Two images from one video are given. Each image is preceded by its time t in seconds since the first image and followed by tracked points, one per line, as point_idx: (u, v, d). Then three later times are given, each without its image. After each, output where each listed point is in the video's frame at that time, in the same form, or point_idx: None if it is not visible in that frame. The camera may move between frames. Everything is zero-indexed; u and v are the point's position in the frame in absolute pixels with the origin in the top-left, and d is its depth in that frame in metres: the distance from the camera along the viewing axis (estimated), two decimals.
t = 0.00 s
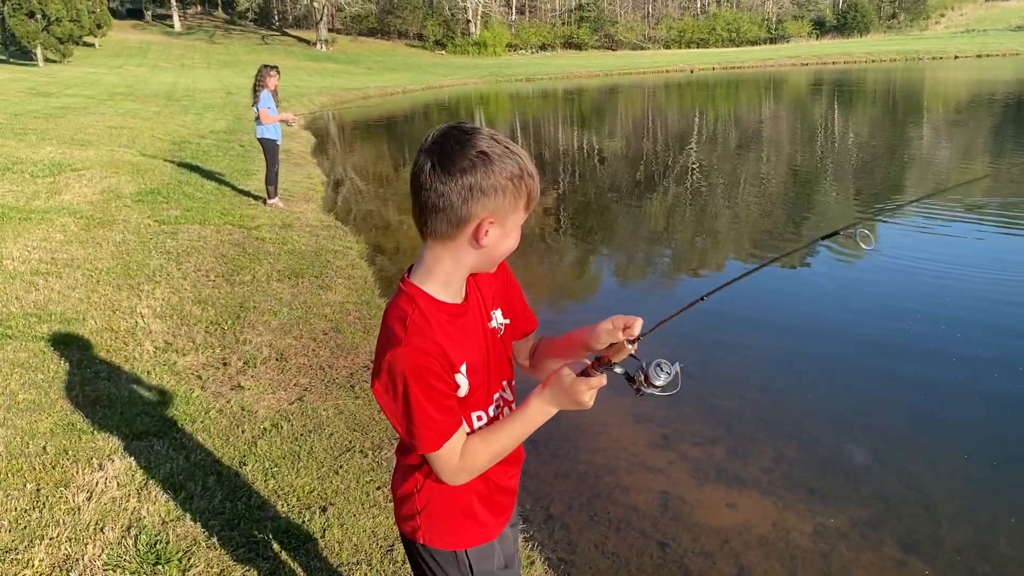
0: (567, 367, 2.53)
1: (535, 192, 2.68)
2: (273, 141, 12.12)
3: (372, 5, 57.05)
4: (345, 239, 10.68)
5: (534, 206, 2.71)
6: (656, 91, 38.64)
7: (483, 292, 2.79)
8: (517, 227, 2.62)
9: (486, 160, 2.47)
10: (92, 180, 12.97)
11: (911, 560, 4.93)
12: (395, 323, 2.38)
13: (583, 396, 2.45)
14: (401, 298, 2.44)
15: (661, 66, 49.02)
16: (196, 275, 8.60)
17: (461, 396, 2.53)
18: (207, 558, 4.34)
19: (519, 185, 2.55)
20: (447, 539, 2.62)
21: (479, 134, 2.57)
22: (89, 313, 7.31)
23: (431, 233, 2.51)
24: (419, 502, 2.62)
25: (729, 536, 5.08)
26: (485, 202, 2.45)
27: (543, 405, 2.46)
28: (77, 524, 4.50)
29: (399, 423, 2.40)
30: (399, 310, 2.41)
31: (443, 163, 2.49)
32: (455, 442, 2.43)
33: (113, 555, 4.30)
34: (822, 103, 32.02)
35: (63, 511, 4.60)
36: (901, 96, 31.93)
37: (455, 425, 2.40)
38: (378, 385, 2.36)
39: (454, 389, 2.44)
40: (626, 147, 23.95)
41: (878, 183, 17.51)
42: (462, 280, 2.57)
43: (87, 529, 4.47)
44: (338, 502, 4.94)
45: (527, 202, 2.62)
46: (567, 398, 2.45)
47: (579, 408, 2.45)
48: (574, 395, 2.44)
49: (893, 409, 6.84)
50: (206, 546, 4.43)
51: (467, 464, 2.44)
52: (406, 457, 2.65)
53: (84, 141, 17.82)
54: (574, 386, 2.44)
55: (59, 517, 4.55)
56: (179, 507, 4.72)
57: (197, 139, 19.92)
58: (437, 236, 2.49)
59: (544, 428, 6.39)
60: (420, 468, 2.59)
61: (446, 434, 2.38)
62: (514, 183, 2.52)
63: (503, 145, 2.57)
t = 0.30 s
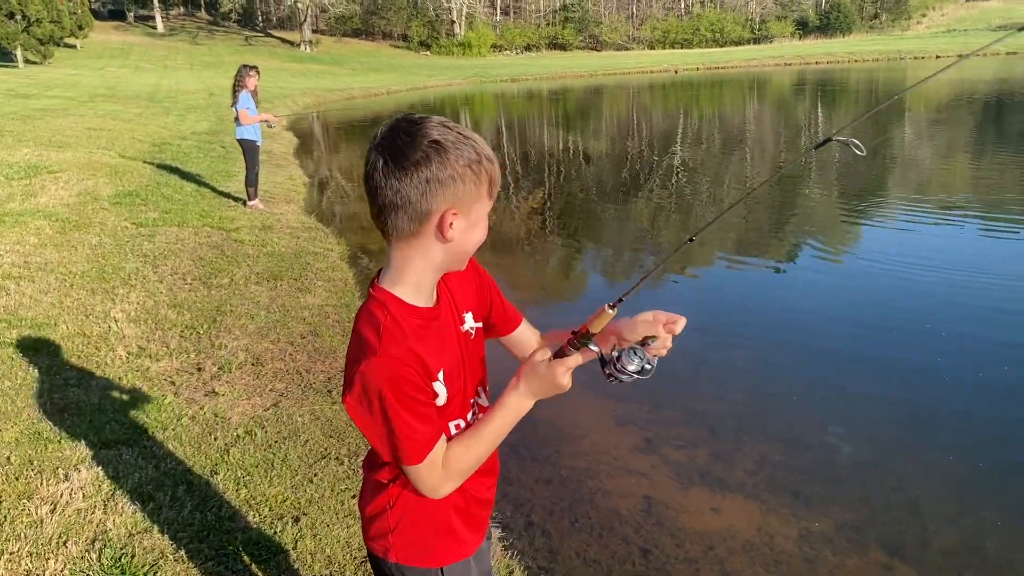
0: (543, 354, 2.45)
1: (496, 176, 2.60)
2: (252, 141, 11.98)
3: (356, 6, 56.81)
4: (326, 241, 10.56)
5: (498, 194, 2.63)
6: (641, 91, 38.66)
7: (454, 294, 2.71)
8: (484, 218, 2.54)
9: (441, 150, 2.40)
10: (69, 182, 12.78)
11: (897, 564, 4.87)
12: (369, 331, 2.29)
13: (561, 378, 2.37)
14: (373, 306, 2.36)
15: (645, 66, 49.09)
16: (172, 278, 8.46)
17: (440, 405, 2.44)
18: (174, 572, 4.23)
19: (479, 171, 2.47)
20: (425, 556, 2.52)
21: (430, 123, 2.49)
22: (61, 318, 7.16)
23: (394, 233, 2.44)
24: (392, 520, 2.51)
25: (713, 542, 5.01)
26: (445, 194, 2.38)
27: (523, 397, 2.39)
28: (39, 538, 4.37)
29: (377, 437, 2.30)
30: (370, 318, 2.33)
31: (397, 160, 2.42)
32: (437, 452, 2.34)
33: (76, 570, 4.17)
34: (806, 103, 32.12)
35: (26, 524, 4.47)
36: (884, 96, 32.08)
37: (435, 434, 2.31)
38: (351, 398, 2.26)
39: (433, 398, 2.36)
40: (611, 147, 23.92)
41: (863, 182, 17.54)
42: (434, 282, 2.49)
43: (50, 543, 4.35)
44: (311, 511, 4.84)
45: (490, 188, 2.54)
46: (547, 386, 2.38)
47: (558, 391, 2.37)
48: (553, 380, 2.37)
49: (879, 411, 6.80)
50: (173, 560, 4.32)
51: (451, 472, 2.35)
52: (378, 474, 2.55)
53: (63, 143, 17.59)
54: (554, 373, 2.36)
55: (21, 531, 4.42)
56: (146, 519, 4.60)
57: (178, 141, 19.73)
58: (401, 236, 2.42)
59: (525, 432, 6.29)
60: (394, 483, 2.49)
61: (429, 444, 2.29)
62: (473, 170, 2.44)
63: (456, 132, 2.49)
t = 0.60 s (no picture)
0: (488, 392, 2.50)
1: (427, 179, 2.56)
2: (214, 144, 11.82)
3: (325, 6, 56.33)
4: (290, 244, 10.42)
5: (431, 198, 2.59)
6: (611, 91, 38.76)
7: (394, 309, 2.70)
8: (416, 225, 2.51)
9: (363, 160, 2.35)
10: (26, 186, 12.51)
11: (859, 567, 4.89)
12: (302, 348, 2.26)
13: (507, 419, 2.43)
14: (307, 322, 2.33)
15: (615, 66, 49.20)
16: (131, 284, 8.30)
17: (376, 425, 2.44)
18: None
19: (407, 177, 2.43)
20: None
21: (350, 130, 2.44)
22: (13, 327, 6.99)
23: (321, 248, 2.40)
24: (332, 542, 2.48)
25: (676, 548, 4.99)
26: (370, 205, 2.35)
27: (465, 431, 2.43)
28: None
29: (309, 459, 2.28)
30: (304, 333, 2.31)
31: (318, 172, 2.37)
32: (371, 476, 2.34)
33: None
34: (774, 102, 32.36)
35: None
36: (851, 96, 32.42)
37: (369, 458, 2.31)
38: (283, 418, 2.23)
39: (368, 420, 2.36)
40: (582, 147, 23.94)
41: (830, 181, 17.68)
42: (368, 297, 2.47)
43: None
44: (266, 524, 4.76)
45: (420, 194, 2.50)
46: (490, 424, 2.42)
47: (504, 432, 2.43)
48: (498, 420, 2.42)
49: (844, 412, 6.84)
50: None
51: (382, 495, 2.36)
52: (317, 495, 2.52)
53: (22, 146, 17.22)
54: (498, 410, 2.41)
55: None
56: (94, 535, 4.49)
57: (141, 142, 19.40)
58: (329, 250, 2.39)
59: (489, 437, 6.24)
60: (332, 507, 2.47)
61: (362, 467, 2.29)
62: (400, 176, 2.40)
63: (379, 137, 2.44)
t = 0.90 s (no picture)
0: (401, 401, 2.50)
1: (355, 187, 2.60)
2: (157, 146, 11.60)
3: (272, 6, 55.62)
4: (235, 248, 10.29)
5: (360, 207, 2.62)
6: (562, 92, 38.99)
7: (323, 314, 2.69)
8: (343, 233, 2.54)
9: (285, 168, 2.38)
10: None
11: (799, 561, 5.00)
12: (224, 356, 2.26)
13: (415, 429, 2.42)
14: (228, 329, 2.33)
15: (565, 68, 49.49)
16: (71, 290, 8.11)
17: (299, 435, 2.46)
18: None
19: (332, 185, 2.46)
20: None
21: (275, 138, 2.46)
22: None
23: (245, 255, 2.42)
24: (260, 554, 2.50)
25: (622, 545, 5.06)
26: (293, 213, 2.37)
27: (376, 443, 2.44)
28: None
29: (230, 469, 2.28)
30: (226, 339, 2.31)
31: (239, 179, 2.40)
32: (288, 489, 2.35)
33: None
34: (721, 104, 32.84)
35: None
36: (796, 98, 33.06)
37: (282, 472, 2.32)
38: (205, 428, 2.23)
39: (289, 431, 2.37)
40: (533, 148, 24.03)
41: (776, 182, 18.02)
42: (294, 304, 2.47)
43: None
44: (208, 533, 4.70)
45: (347, 203, 2.53)
46: (402, 436, 2.42)
47: (412, 442, 2.43)
48: (408, 430, 2.42)
49: (787, 408, 6.99)
50: None
51: (293, 510, 2.37)
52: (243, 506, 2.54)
53: None
54: (408, 421, 2.42)
55: None
56: (29, 548, 4.39)
57: (82, 144, 18.95)
58: (252, 257, 2.40)
59: (437, 440, 6.25)
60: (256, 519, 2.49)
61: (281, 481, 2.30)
62: (325, 184, 2.43)
63: (305, 144, 2.47)
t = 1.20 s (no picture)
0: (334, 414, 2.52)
1: (283, 197, 2.59)
2: (77, 150, 11.26)
3: (197, 5, 54.34)
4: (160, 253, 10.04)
5: (287, 216, 2.62)
6: (495, 94, 39.08)
7: (250, 322, 2.67)
8: (268, 242, 2.53)
9: (210, 175, 2.36)
10: None
11: (728, 552, 5.13)
12: (142, 362, 2.23)
13: (348, 441, 2.44)
14: (149, 335, 2.30)
15: (497, 70, 49.59)
16: None
17: (222, 444, 2.44)
18: None
19: (258, 195, 2.45)
20: None
21: (200, 143, 2.43)
22: None
23: (166, 261, 2.39)
24: (183, 564, 2.47)
25: (555, 543, 5.11)
26: (216, 220, 2.35)
27: (308, 456, 2.44)
28: None
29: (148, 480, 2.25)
30: (145, 346, 2.27)
31: (161, 184, 2.36)
32: (210, 499, 2.34)
33: None
34: (651, 106, 33.37)
35: None
36: (723, 100, 33.81)
37: (206, 482, 2.31)
38: (123, 436, 2.19)
39: (212, 441, 2.35)
40: (466, 150, 24.04)
41: (705, 182, 18.39)
42: (217, 312, 2.45)
43: None
44: (134, 545, 4.59)
45: (272, 212, 2.52)
46: (335, 448, 2.44)
47: (345, 455, 2.44)
48: (341, 443, 2.43)
49: (716, 404, 7.17)
50: None
51: (215, 522, 2.35)
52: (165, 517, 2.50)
53: None
54: (340, 433, 2.43)
55: None
56: None
57: None
58: (173, 264, 2.37)
59: (370, 444, 6.22)
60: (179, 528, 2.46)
61: (203, 490, 2.28)
62: (251, 193, 2.42)
63: (232, 152, 2.45)
